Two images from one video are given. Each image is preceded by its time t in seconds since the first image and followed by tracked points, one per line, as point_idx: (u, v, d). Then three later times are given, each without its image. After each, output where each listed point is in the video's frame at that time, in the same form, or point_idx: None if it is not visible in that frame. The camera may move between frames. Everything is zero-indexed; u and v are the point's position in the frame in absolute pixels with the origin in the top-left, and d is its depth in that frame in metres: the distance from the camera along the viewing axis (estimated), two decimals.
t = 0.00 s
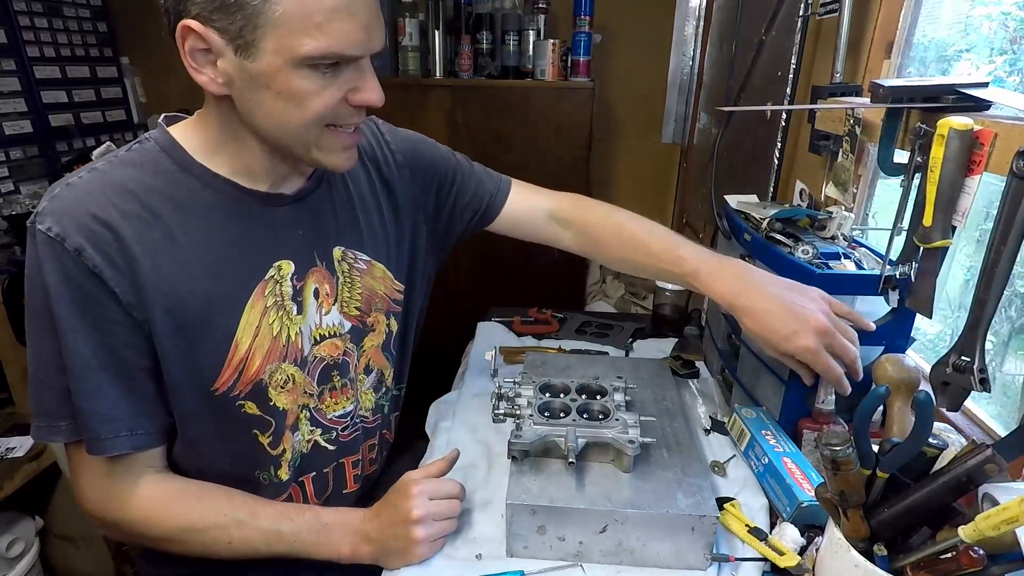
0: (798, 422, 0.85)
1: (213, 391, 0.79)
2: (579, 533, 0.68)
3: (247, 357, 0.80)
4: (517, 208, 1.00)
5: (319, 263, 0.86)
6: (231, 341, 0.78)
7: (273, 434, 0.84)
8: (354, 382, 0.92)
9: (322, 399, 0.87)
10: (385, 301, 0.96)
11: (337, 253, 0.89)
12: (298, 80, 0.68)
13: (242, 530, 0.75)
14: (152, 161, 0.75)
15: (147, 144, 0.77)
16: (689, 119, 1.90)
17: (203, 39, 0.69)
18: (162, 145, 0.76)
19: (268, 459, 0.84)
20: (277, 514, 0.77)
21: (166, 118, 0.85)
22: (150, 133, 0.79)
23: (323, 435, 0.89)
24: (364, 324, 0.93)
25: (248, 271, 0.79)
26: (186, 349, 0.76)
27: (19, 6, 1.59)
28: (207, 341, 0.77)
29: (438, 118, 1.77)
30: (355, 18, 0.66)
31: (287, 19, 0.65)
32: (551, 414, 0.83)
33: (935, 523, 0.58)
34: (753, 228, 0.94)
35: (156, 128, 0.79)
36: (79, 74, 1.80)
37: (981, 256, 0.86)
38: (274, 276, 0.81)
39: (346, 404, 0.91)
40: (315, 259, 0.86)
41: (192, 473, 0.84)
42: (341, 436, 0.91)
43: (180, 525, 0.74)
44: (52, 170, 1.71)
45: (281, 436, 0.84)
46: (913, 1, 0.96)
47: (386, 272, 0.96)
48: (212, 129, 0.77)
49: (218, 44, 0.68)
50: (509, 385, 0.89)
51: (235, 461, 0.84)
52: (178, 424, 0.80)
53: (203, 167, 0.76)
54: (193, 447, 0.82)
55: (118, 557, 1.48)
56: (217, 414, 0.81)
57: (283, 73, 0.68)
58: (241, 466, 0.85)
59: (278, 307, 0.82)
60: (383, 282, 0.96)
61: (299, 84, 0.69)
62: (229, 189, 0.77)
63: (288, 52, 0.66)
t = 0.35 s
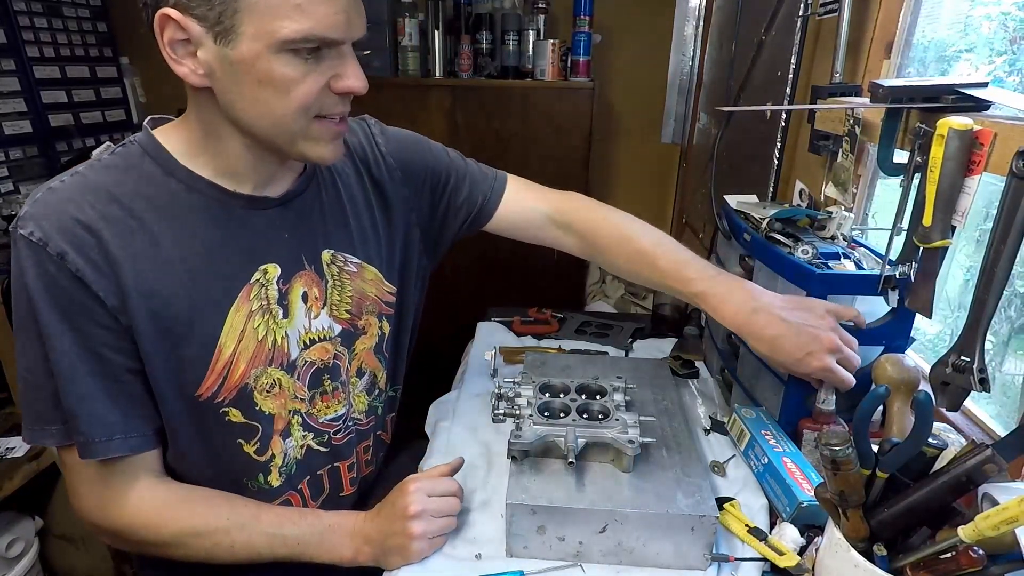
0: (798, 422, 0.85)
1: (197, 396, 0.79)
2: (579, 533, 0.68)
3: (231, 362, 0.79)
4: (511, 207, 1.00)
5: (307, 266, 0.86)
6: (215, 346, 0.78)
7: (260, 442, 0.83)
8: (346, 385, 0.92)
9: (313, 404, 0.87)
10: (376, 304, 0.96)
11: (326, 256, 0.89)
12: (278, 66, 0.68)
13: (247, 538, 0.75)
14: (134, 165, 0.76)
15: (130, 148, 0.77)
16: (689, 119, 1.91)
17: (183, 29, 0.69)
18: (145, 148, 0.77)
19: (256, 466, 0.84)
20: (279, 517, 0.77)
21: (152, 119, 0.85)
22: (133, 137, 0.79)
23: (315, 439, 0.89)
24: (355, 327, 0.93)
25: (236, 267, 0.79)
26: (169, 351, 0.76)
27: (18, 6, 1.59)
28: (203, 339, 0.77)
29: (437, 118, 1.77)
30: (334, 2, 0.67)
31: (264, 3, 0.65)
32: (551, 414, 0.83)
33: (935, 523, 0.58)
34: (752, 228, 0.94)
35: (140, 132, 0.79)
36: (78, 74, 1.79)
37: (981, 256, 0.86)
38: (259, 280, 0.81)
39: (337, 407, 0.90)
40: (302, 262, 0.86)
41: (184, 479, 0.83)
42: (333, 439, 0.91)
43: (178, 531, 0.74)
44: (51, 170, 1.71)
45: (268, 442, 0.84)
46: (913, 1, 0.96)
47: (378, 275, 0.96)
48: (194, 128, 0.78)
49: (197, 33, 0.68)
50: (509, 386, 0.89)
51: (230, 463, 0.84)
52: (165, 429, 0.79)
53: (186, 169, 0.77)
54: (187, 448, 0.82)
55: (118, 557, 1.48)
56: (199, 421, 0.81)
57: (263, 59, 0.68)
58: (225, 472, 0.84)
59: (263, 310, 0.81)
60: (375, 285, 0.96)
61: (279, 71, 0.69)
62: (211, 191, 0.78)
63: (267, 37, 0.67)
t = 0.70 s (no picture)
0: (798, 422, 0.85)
1: (194, 392, 0.78)
2: (578, 533, 0.68)
3: (228, 358, 0.79)
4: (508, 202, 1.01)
5: (304, 263, 0.86)
6: (212, 343, 0.78)
7: (257, 438, 0.83)
8: (344, 382, 0.91)
9: (309, 400, 0.87)
10: (374, 301, 0.96)
11: (323, 253, 0.89)
12: (267, 59, 0.69)
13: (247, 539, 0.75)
14: (131, 163, 0.76)
15: (127, 146, 0.77)
16: (689, 119, 1.91)
17: (173, 24, 0.69)
18: (142, 146, 0.77)
19: (254, 463, 0.84)
20: (280, 516, 0.78)
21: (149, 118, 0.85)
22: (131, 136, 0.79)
23: (313, 436, 0.89)
24: (353, 323, 0.93)
25: (233, 264, 0.79)
26: (166, 349, 0.76)
27: (18, 6, 1.59)
28: (201, 336, 0.77)
29: (437, 118, 1.77)
30: None
31: None
32: (551, 414, 0.83)
33: (934, 522, 0.58)
34: (753, 228, 0.94)
35: (137, 130, 0.79)
36: (78, 74, 1.79)
37: (981, 256, 0.86)
38: (256, 276, 0.81)
39: (335, 404, 0.90)
40: (300, 259, 0.86)
41: (182, 479, 0.83)
42: (330, 436, 0.91)
43: (177, 531, 0.74)
44: (51, 170, 1.71)
45: (265, 438, 0.84)
46: (913, 1, 0.96)
47: (375, 271, 0.96)
48: (190, 127, 0.79)
49: (187, 28, 0.68)
50: (508, 385, 0.89)
51: (230, 462, 0.84)
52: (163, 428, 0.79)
53: (183, 168, 0.77)
54: (185, 447, 0.82)
55: (118, 558, 1.48)
56: (197, 418, 0.81)
57: (252, 53, 0.68)
58: (223, 468, 0.84)
59: (260, 307, 0.81)
60: (372, 282, 0.95)
61: (268, 64, 0.69)
62: (209, 188, 0.78)
63: (257, 29, 0.67)
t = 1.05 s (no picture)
0: (798, 422, 0.84)
1: (206, 391, 0.79)
2: (578, 533, 0.68)
3: (239, 357, 0.79)
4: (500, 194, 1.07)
5: (311, 261, 0.86)
6: (223, 341, 0.78)
7: (267, 433, 0.83)
8: (351, 377, 0.91)
9: (316, 396, 0.87)
10: (380, 296, 0.96)
11: (330, 250, 0.89)
12: (280, 58, 0.69)
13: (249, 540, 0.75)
14: (137, 163, 0.76)
15: (133, 146, 0.77)
16: (688, 118, 1.91)
17: (186, 22, 0.69)
18: (148, 147, 0.77)
19: (263, 458, 0.84)
20: (281, 516, 0.78)
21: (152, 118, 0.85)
22: (135, 136, 0.79)
23: (320, 431, 0.89)
24: (360, 319, 0.93)
25: (240, 264, 0.79)
26: (173, 348, 0.76)
27: (18, 6, 1.59)
28: (207, 336, 0.77)
29: (437, 118, 1.76)
30: None
31: None
32: (551, 413, 0.83)
33: (934, 522, 0.58)
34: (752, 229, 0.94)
35: (142, 130, 0.79)
36: (78, 74, 1.79)
37: (980, 256, 0.86)
38: (265, 275, 0.81)
39: (341, 398, 0.90)
40: (306, 258, 0.86)
41: (184, 480, 0.83)
42: (336, 432, 0.91)
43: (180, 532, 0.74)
44: (51, 170, 1.71)
45: (275, 434, 0.84)
46: (912, 1, 0.95)
47: (381, 268, 0.96)
48: (196, 125, 0.78)
49: (200, 26, 0.68)
50: (508, 386, 0.89)
51: (236, 459, 0.84)
52: (169, 428, 0.79)
53: (189, 168, 0.77)
54: (191, 447, 0.81)
55: (117, 558, 1.48)
56: (208, 415, 0.81)
57: (266, 52, 0.68)
58: (232, 466, 0.84)
59: (269, 305, 0.82)
60: (377, 278, 0.95)
61: (281, 64, 0.69)
62: (215, 187, 0.78)
63: (271, 29, 0.67)
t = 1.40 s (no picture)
0: (797, 422, 0.84)
1: (201, 387, 0.79)
2: (578, 533, 0.68)
3: (236, 354, 0.79)
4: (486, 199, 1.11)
5: (309, 259, 0.86)
6: (221, 338, 0.78)
7: (264, 431, 0.83)
8: (350, 376, 0.91)
9: (314, 395, 0.87)
10: (377, 296, 0.96)
11: (328, 249, 0.89)
12: (275, 63, 0.69)
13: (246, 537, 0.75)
14: (137, 161, 0.76)
15: (133, 143, 0.77)
16: (688, 118, 1.91)
17: (182, 27, 0.69)
18: (148, 144, 0.77)
19: (257, 456, 0.84)
20: (279, 510, 0.78)
21: (151, 117, 0.85)
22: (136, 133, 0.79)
23: (317, 430, 0.89)
24: (358, 318, 0.92)
25: (239, 261, 0.79)
26: (172, 346, 0.76)
27: (18, 6, 1.59)
28: (206, 334, 0.77)
29: (437, 118, 1.77)
30: None
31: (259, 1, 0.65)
32: (551, 413, 0.83)
33: (934, 522, 0.58)
34: (752, 229, 0.94)
35: (143, 128, 0.79)
36: (77, 74, 1.79)
37: (980, 256, 0.86)
38: (262, 272, 0.81)
39: (339, 398, 0.90)
40: (305, 256, 0.86)
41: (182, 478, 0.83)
42: (335, 430, 0.91)
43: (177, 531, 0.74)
44: (50, 170, 1.71)
45: (272, 432, 0.84)
46: (911, 1, 0.95)
47: (379, 268, 0.96)
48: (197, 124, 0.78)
49: (196, 31, 0.68)
50: (508, 386, 0.89)
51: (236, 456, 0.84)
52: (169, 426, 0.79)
53: (189, 166, 0.77)
54: (190, 446, 0.81)
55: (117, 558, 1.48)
56: (204, 412, 0.81)
57: (260, 56, 0.68)
58: (233, 465, 0.84)
59: (267, 302, 0.82)
60: (375, 277, 0.95)
61: (276, 68, 0.69)
62: (215, 186, 0.78)
63: (264, 34, 0.67)
